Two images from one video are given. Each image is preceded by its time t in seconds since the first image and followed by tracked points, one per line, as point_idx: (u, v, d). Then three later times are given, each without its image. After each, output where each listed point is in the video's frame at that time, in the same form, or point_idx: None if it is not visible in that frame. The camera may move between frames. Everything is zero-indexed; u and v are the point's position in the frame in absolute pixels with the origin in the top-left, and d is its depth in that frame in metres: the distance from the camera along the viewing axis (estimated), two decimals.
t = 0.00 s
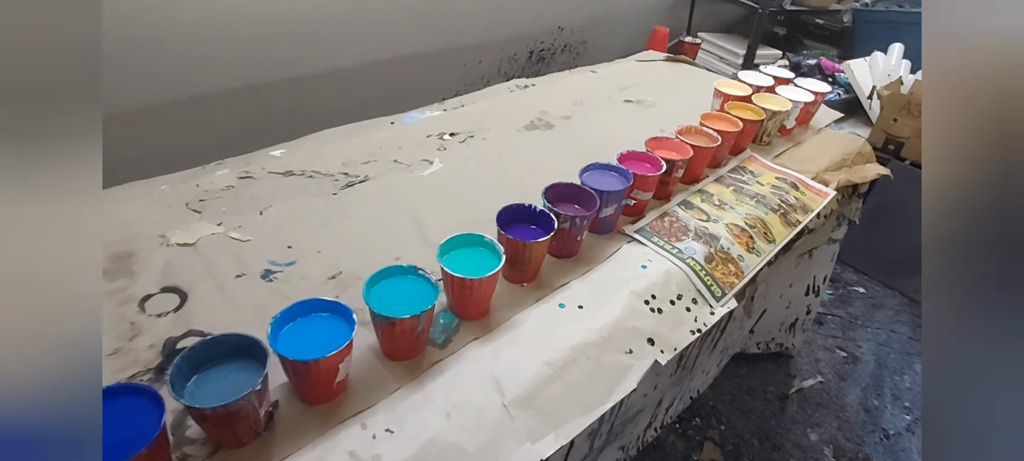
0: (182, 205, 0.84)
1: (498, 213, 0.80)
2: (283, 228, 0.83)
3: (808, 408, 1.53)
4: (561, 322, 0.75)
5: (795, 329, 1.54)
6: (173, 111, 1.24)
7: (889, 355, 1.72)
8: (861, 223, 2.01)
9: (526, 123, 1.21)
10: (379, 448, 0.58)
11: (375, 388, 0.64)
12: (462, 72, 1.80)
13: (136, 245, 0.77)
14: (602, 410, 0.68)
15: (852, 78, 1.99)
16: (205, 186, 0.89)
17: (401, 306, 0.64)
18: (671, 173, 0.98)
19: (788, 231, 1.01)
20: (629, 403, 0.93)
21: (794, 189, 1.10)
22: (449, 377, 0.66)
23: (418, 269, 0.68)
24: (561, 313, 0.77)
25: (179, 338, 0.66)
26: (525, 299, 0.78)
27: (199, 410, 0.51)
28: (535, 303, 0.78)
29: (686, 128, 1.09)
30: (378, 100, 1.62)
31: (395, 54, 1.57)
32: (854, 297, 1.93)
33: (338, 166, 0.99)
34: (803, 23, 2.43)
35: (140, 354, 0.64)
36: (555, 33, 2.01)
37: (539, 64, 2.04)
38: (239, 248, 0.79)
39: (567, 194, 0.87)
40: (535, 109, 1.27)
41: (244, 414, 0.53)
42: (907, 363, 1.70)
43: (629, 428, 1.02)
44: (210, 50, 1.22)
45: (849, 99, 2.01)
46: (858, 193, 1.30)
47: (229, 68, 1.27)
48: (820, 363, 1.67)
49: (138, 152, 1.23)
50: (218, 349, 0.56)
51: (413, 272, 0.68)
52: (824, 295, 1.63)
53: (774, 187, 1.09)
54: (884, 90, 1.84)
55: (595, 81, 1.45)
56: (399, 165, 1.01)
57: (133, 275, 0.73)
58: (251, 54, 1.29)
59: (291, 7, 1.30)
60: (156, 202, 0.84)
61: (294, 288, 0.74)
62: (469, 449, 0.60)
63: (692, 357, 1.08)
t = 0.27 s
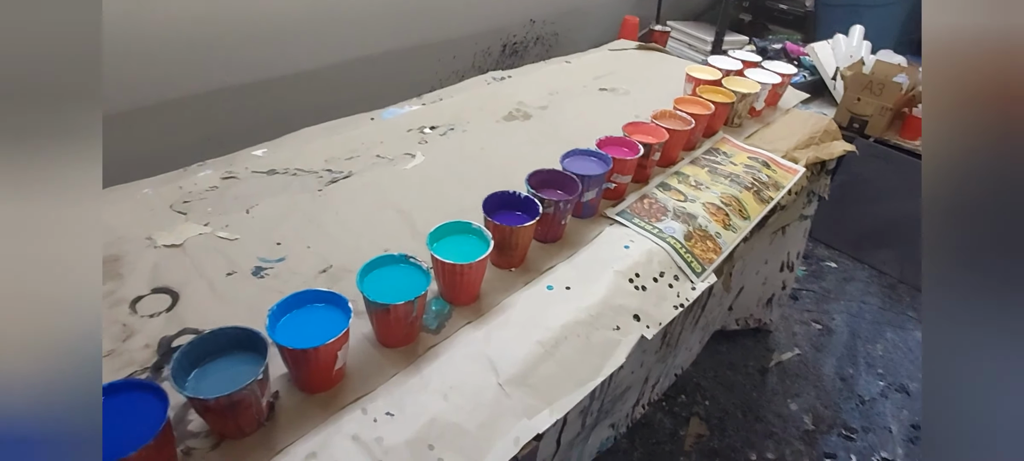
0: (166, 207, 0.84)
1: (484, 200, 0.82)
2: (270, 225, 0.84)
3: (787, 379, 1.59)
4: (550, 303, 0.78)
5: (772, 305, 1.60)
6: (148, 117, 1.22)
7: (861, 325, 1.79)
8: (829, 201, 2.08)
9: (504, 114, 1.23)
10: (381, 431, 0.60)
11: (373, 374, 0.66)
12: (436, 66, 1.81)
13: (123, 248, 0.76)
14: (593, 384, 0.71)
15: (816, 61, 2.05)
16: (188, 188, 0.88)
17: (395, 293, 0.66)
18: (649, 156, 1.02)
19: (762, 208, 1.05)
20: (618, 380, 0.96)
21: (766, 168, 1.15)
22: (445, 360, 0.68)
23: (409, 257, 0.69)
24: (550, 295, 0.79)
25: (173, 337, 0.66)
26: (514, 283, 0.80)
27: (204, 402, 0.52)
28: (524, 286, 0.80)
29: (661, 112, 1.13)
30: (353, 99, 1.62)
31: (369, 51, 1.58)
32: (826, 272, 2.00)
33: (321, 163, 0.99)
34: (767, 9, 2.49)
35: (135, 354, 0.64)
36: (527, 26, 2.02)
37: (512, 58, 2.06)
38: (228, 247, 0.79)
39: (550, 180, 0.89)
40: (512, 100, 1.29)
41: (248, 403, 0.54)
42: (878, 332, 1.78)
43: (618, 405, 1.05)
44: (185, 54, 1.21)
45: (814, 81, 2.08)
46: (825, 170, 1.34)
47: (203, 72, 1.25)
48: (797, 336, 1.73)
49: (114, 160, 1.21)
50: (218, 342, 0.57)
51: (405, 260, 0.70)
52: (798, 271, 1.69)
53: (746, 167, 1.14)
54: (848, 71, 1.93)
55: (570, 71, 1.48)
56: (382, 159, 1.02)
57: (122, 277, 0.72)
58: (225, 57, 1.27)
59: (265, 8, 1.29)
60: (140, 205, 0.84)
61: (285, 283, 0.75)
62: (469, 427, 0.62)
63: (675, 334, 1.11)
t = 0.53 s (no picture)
0: (182, 214, 0.86)
1: (492, 189, 0.84)
2: (284, 227, 0.86)
3: (796, 354, 1.61)
4: (562, 285, 0.80)
5: (776, 282, 1.62)
6: (153, 130, 1.24)
7: (865, 298, 1.82)
8: (826, 178, 2.10)
9: (504, 107, 1.25)
10: (408, 413, 0.62)
11: (396, 361, 0.68)
12: (431, 67, 1.83)
13: (144, 255, 0.78)
14: (608, 360, 0.73)
15: (805, 40, 2.07)
16: (202, 195, 0.91)
17: (412, 282, 0.68)
18: (648, 139, 1.04)
19: (761, 184, 1.08)
20: (630, 359, 0.98)
21: (763, 145, 1.18)
22: (463, 344, 0.71)
23: (423, 247, 0.71)
24: (561, 277, 0.81)
25: (201, 336, 0.68)
26: (525, 268, 0.83)
27: (239, 391, 0.54)
28: (535, 271, 0.82)
29: (657, 97, 1.15)
30: (352, 103, 1.64)
31: (365, 55, 1.60)
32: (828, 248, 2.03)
33: (328, 164, 1.01)
34: None
35: (165, 354, 0.66)
36: (519, 22, 2.04)
37: (506, 54, 2.08)
38: (245, 249, 0.81)
39: (554, 167, 0.91)
40: (510, 94, 1.31)
41: (280, 392, 0.56)
42: (883, 303, 1.80)
43: (631, 385, 1.07)
44: (185, 67, 1.23)
45: (805, 60, 2.10)
46: (821, 146, 1.36)
47: (203, 83, 1.28)
48: (803, 312, 1.76)
49: (123, 175, 1.23)
50: (246, 336, 0.59)
51: (419, 250, 0.72)
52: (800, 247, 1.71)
53: (743, 145, 1.16)
54: (838, 48, 1.94)
55: (565, 62, 1.50)
56: (387, 157, 1.05)
57: (146, 283, 0.74)
58: (223, 68, 1.30)
59: (260, 18, 1.32)
60: (156, 214, 0.86)
61: (304, 280, 0.77)
62: (491, 405, 0.64)
63: (684, 313, 1.14)
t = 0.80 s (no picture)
0: (200, 205, 0.89)
1: (502, 176, 0.87)
2: (299, 216, 0.89)
3: (797, 340, 1.64)
4: (572, 267, 0.82)
5: (777, 269, 1.65)
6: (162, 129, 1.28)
7: (864, 285, 1.85)
8: (823, 169, 2.13)
9: (508, 100, 1.28)
10: (428, 387, 0.65)
11: (415, 339, 0.70)
12: (432, 65, 1.85)
13: (165, 244, 0.81)
14: (619, 337, 0.76)
15: (801, 33, 2.09)
16: (218, 187, 0.93)
17: (430, 262, 0.70)
18: (650, 127, 1.07)
19: (762, 170, 1.10)
20: (638, 341, 1.01)
21: (763, 133, 1.21)
22: (479, 322, 0.73)
23: (439, 230, 0.74)
24: (570, 259, 0.84)
25: (225, 318, 0.70)
26: (535, 251, 0.85)
27: (270, 365, 0.56)
28: (545, 254, 0.85)
29: (658, 87, 1.17)
30: (355, 101, 1.67)
31: (366, 53, 1.63)
32: (826, 237, 2.05)
33: (339, 156, 1.04)
34: None
35: (192, 335, 0.68)
36: (517, 19, 2.07)
37: (506, 51, 2.11)
38: (263, 237, 0.84)
39: (561, 154, 0.94)
40: (514, 87, 1.34)
41: (307, 366, 0.59)
42: (881, 290, 1.83)
43: (638, 368, 1.10)
44: (191, 66, 1.26)
45: (801, 52, 2.13)
46: (819, 134, 1.39)
47: (209, 83, 1.31)
48: (803, 299, 1.78)
49: (134, 171, 1.27)
50: (274, 313, 0.61)
51: (435, 233, 0.74)
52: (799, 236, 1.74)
53: (743, 133, 1.19)
54: (833, 40, 1.97)
55: (566, 56, 1.53)
56: (396, 149, 1.07)
57: (169, 270, 0.77)
58: (228, 66, 1.33)
59: (264, 17, 1.35)
60: (174, 205, 0.88)
61: (322, 265, 0.80)
62: (508, 379, 0.67)
63: (688, 297, 1.16)
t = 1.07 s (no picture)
0: (214, 195, 0.90)
1: (511, 166, 0.89)
2: (311, 205, 0.90)
3: (799, 335, 1.65)
4: (580, 255, 0.84)
5: (779, 264, 1.66)
6: (171, 124, 1.30)
7: (866, 280, 1.86)
8: (825, 166, 2.15)
9: (514, 95, 1.30)
10: (442, 370, 0.66)
11: (427, 323, 0.72)
12: (438, 62, 1.87)
13: (181, 232, 0.82)
14: (626, 323, 0.77)
15: (802, 32, 2.11)
16: (232, 178, 0.95)
17: (442, 248, 0.72)
18: (655, 121, 1.09)
19: (765, 163, 1.12)
20: (643, 331, 1.02)
21: (766, 127, 1.22)
22: (490, 308, 0.75)
23: (450, 217, 0.76)
24: (578, 248, 0.85)
25: (243, 302, 0.72)
26: (544, 240, 0.87)
27: (289, 344, 0.58)
28: (553, 243, 0.86)
29: (663, 81, 1.19)
30: (361, 97, 1.69)
31: (372, 50, 1.65)
32: (828, 234, 2.07)
33: (349, 148, 1.05)
34: None
35: (210, 319, 0.70)
36: (521, 18, 2.09)
37: (510, 50, 2.13)
38: (276, 226, 0.85)
39: (568, 146, 0.96)
40: (520, 83, 1.35)
41: (325, 346, 0.60)
42: (882, 286, 1.84)
43: (643, 359, 1.11)
44: (199, 61, 1.29)
45: (803, 51, 2.15)
46: (822, 130, 1.40)
47: (216, 78, 1.33)
48: (805, 294, 1.80)
49: (146, 164, 1.30)
50: (292, 296, 0.63)
51: (446, 221, 0.76)
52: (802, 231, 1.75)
53: (746, 127, 1.21)
54: (834, 39, 1.99)
55: (571, 53, 1.54)
56: (405, 141, 1.09)
57: (185, 257, 0.78)
58: (235, 62, 1.35)
59: (270, 14, 1.37)
60: (189, 195, 0.90)
61: (335, 252, 0.81)
62: (519, 363, 0.68)
63: (693, 289, 1.18)
